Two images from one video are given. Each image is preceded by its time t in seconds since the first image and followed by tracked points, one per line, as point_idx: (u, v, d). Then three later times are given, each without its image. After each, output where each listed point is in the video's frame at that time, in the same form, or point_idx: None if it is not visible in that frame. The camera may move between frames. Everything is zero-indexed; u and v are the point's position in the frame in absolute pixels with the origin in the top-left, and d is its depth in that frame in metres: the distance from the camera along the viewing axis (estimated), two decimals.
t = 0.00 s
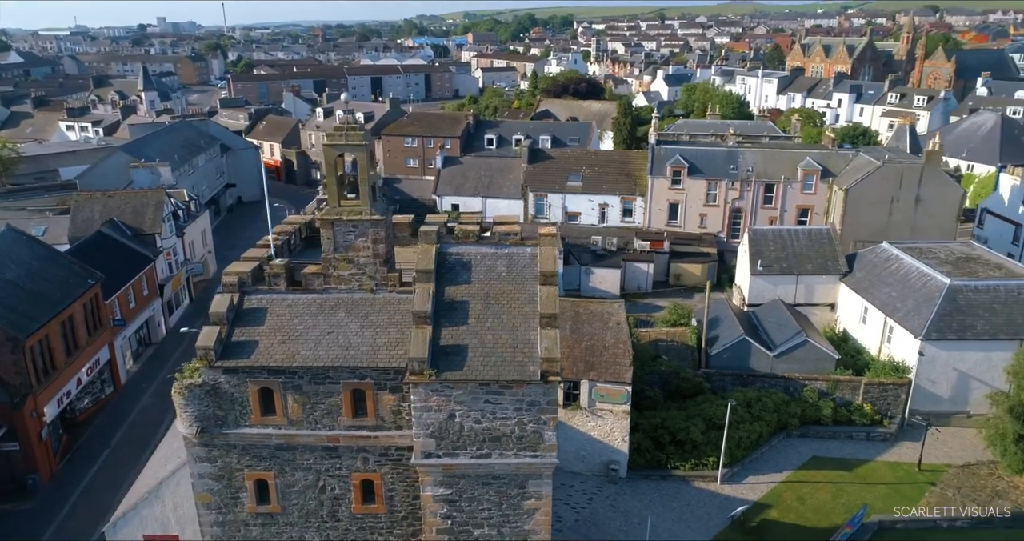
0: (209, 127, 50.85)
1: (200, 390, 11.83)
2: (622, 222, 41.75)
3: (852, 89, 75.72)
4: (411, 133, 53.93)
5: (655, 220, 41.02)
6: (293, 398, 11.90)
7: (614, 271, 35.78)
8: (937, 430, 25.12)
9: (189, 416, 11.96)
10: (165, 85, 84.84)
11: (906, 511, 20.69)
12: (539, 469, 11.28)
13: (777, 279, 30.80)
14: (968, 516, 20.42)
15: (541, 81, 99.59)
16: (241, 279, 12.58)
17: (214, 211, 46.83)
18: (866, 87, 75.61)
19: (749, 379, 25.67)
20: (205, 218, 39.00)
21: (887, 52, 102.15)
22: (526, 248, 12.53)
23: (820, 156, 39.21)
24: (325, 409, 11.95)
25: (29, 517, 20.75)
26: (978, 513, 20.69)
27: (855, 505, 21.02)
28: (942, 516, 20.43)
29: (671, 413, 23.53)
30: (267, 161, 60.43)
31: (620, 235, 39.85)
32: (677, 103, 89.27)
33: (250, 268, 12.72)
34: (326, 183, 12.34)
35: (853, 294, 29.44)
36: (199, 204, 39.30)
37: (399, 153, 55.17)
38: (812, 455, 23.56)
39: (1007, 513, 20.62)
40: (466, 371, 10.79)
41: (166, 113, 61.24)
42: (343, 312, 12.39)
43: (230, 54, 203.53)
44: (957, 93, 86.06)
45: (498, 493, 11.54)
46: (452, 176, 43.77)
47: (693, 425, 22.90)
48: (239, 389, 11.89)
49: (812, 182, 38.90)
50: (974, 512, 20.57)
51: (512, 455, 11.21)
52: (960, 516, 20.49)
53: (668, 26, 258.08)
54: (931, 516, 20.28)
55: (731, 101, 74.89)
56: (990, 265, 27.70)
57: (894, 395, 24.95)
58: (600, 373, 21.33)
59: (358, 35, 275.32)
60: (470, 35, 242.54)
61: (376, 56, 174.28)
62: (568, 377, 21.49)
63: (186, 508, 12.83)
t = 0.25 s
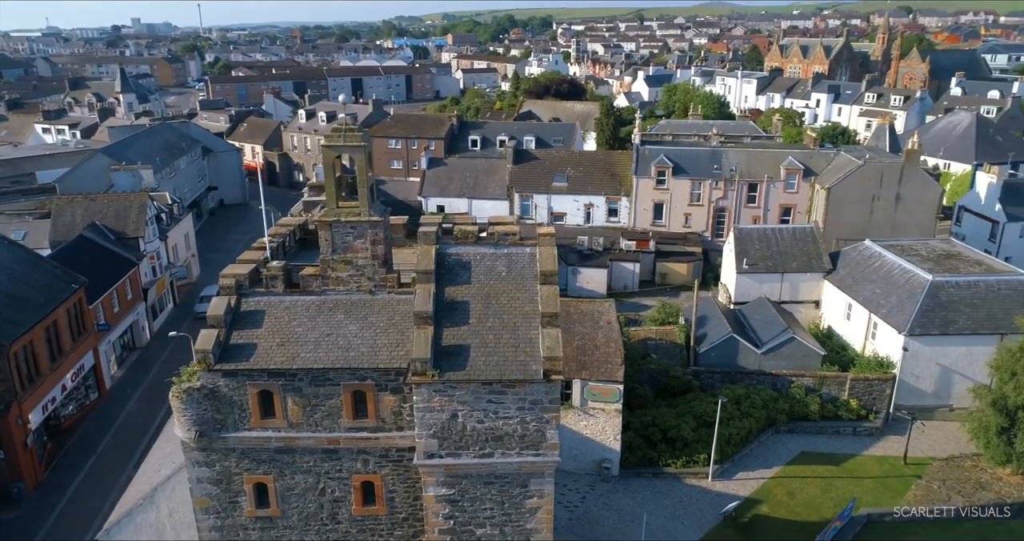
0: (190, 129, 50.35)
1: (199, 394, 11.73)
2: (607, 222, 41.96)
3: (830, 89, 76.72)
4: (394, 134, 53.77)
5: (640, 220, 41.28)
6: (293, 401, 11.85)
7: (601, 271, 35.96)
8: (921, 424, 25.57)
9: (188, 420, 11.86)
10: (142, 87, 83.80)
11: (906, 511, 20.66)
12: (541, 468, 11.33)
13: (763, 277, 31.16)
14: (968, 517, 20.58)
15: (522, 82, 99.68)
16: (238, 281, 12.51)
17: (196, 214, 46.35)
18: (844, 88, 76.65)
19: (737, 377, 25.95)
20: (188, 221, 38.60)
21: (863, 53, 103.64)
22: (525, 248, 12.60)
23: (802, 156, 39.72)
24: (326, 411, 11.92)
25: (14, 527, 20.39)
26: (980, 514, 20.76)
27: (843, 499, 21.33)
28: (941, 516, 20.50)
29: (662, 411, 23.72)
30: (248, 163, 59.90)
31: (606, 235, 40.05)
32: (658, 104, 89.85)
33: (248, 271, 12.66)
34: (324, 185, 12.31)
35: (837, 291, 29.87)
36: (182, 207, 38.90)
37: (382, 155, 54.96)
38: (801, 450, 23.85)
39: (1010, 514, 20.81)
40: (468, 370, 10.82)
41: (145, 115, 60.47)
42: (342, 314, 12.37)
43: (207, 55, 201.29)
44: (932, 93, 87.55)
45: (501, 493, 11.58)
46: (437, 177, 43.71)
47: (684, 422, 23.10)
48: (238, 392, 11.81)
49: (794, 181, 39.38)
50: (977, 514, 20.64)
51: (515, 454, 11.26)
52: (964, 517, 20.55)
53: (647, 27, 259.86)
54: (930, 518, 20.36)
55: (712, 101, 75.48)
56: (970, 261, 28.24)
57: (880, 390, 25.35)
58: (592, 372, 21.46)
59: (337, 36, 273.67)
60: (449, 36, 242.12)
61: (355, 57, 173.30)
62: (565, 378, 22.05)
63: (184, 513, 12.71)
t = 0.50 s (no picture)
0: (172, 132, 49.81)
1: (198, 397, 11.64)
2: (594, 222, 42.14)
3: (810, 90, 77.62)
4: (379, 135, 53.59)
5: (627, 219, 41.52)
6: (295, 403, 11.80)
7: (589, 270, 36.09)
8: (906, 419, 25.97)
9: (187, 424, 11.76)
10: (120, 88, 82.70)
11: (906, 511, 20.81)
12: (545, 466, 11.38)
13: (749, 276, 31.48)
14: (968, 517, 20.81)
15: (505, 82, 99.73)
16: (235, 284, 12.44)
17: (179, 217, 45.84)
18: (823, 88, 77.59)
19: (726, 374, 26.18)
20: (172, 224, 38.18)
21: (841, 53, 104.93)
22: (525, 248, 12.65)
23: (786, 155, 40.17)
24: (327, 413, 11.88)
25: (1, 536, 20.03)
26: (980, 513, 21.04)
27: (833, 494, 21.61)
28: (941, 516, 20.70)
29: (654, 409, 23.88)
30: (231, 166, 59.38)
31: (593, 235, 40.21)
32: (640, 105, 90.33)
33: (245, 273, 12.59)
34: (324, 186, 12.28)
35: (823, 289, 30.25)
36: (166, 210, 38.47)
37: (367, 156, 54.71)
38: (790, 446, 24.12)
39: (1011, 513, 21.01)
40: (472, 370, 10.85)
41: (125, 117, 59.72)
42: (343, 315, 12.35)
43: (185, 57, 198.97)
44: (908, 93, 88.88)
45: (504, 492, 11.62)
46: (424, 178, 43.63)
47: (676, 420, 23.27)
48: (239, 395, 11.74)
49: (778, 180, 39.81)
50: (977, 514, 20.93)
51: (518, 453, 11.29)
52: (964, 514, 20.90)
53: (626, 28, 260.97)
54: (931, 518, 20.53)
55: (694, 102, 76.02)
56: (952, 258, 28.72)
57: (866, 385, 25.71)
58: (585, 371, 21.55)
59: (316, 37, 271.79)
60: (430, 37, 241.46)
61: (335, 58, 172.23)
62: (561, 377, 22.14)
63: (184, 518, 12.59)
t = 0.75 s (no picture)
0: (155, 134, 49.30)
1: (198, 400, 11.56)
2: (581, 222, 42.29)
3: (792, 90, 78.43)
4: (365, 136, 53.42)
5: (614, 219, 41.72)
6: (296, 405, 11.76)
7: (578, 270, 36.22)
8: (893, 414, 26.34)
9: (187, 427, 11.67)
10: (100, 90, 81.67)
11: (907, 511, 20.97)
12: (547, 465, 11.43)
13: (737, 274, 31.77)
14: (967, 517, 20.98)
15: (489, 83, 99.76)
16: (234, 286, 12.37)
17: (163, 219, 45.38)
18: (805, 88, 78.43)
19: (717, 372, 26.40)
20: (157, 227, 37.79)
21: (821, 54, 106.11)
22: (525, 248, 12.70)
23: (771, 154, 40.57)
24: (328, 415, 11.85)
25: None
26: (979, 512, 21.20)
27: (824, 489, 21.87)
28: (941, 516, 20.86)
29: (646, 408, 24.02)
30: (215, 168, 58.91)
31: (581, 235, 40.37)
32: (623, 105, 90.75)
33: (244, 275, 12.53)
34: (323, 187, 12.27)
35: (810, 286, 30.60)
36: (150, 212, 38.08)
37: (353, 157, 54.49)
38: (781, 442, 24.37)
39: (1010, 513, 21.11)
40: (475, 370, 10.90)
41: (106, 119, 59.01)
42: (343, 316, 12.33)
43: (164, 58, 196.80)
44: (888, 93, 90.06)
45: (507, 491, 11.66)
46: (411, 180, 43.56)
47: (668, 418, 23.43)
48: (239, 398, 11.68)
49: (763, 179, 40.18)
50: (977, 514, 21.07)
51: (521, 452, 11.34)
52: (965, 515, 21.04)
53: (608, 29, 261.90)
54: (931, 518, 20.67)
55: (678, 102, 76.51)
56: (936, 255, 29.16)
57: (854, 381, 26.04)
58: (578, 370, 21.71)
59: (297, 38, 269.98)
60: (412, 38, 240.84)
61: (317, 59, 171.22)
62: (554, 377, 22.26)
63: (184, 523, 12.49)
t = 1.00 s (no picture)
0: (134, 136, 48.64)
1: (197, 404, 11.46)
2: (567, 223, 42.45)
3: (771, 90, 79.28)
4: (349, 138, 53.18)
5: (600, 219, 41.93)
6: (296, 407, 11.71)
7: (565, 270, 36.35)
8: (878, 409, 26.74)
9: (186, 431, 11.57)
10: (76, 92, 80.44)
11: (906, 511, 21.09)
12: (549, 463, 11.48)
13: (724, 272, 32.08)
14: (967, 516, 21.08)
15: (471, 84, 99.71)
16: (232, 288, 12.27)
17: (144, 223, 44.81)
18: (784, 88, 79.32)
19: (705, 369, 26.64)
20: (139, 230, 37.30)
21: (799, 55, 107.35)
22: (524, 247, 12.74)
23: (754, 154, 41.02)
24: (329, 416, 11.82)
25: None
26: (979, 512, 21.29)
27: (813, 483, 22.15)
28: (940, 515, 20.97)
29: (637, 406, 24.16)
30: (196, 170, 58.31)
31: (567, 235, 40.52)
32: (605, 106, 91.16)
33: (241, 277, 12.44)
34: (321, 187, 12.27)
35: (794, 284, 30.98)
36: (132, 215, 37.56)
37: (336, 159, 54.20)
38: (769, 438, 24.65)
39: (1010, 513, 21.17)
40: (477, 370, 10.93)
41: (84, 121, 58.17)
42: (341, 317, 12.29)
43: (140, 59, 194.17)
44: (864, 93, 91.38)
45: (509, 490, 11.70)
46: (396, 181, 43.44)
47: (659, 416, 23.58)
48: (239, 400, 11.60)
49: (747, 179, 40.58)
50: (976, 514, 21.16)
51: (524, 451, 11.38)
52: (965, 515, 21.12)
53: (588, 30, 262.88)
54: (931, 518, 20.74)
55: (659, 102, 77.01)
56: (918, 252, 29.65)
57: (840, 377, 26.41)
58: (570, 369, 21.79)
59: (275, 39, 267.67)
60: (392, 39, 239.90)
61: (296, 60, 169.85)
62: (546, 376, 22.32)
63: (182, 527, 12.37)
